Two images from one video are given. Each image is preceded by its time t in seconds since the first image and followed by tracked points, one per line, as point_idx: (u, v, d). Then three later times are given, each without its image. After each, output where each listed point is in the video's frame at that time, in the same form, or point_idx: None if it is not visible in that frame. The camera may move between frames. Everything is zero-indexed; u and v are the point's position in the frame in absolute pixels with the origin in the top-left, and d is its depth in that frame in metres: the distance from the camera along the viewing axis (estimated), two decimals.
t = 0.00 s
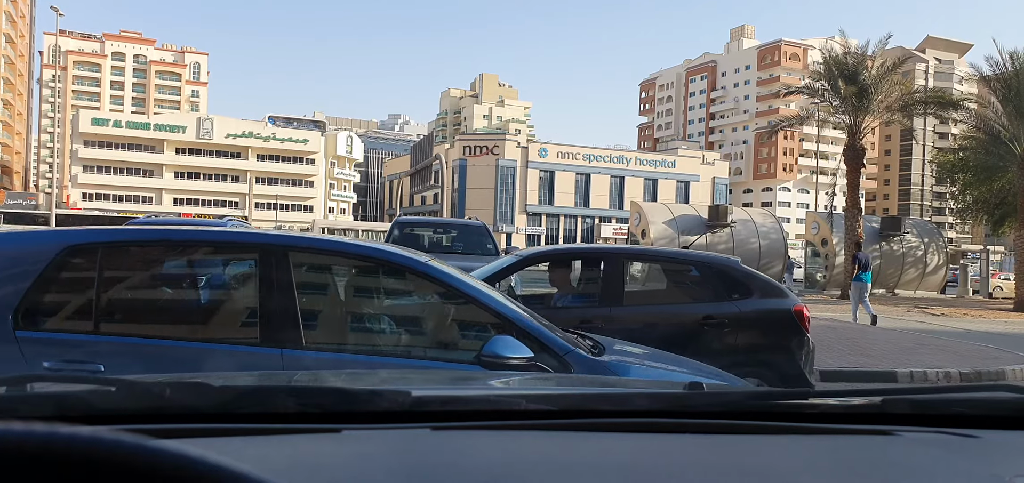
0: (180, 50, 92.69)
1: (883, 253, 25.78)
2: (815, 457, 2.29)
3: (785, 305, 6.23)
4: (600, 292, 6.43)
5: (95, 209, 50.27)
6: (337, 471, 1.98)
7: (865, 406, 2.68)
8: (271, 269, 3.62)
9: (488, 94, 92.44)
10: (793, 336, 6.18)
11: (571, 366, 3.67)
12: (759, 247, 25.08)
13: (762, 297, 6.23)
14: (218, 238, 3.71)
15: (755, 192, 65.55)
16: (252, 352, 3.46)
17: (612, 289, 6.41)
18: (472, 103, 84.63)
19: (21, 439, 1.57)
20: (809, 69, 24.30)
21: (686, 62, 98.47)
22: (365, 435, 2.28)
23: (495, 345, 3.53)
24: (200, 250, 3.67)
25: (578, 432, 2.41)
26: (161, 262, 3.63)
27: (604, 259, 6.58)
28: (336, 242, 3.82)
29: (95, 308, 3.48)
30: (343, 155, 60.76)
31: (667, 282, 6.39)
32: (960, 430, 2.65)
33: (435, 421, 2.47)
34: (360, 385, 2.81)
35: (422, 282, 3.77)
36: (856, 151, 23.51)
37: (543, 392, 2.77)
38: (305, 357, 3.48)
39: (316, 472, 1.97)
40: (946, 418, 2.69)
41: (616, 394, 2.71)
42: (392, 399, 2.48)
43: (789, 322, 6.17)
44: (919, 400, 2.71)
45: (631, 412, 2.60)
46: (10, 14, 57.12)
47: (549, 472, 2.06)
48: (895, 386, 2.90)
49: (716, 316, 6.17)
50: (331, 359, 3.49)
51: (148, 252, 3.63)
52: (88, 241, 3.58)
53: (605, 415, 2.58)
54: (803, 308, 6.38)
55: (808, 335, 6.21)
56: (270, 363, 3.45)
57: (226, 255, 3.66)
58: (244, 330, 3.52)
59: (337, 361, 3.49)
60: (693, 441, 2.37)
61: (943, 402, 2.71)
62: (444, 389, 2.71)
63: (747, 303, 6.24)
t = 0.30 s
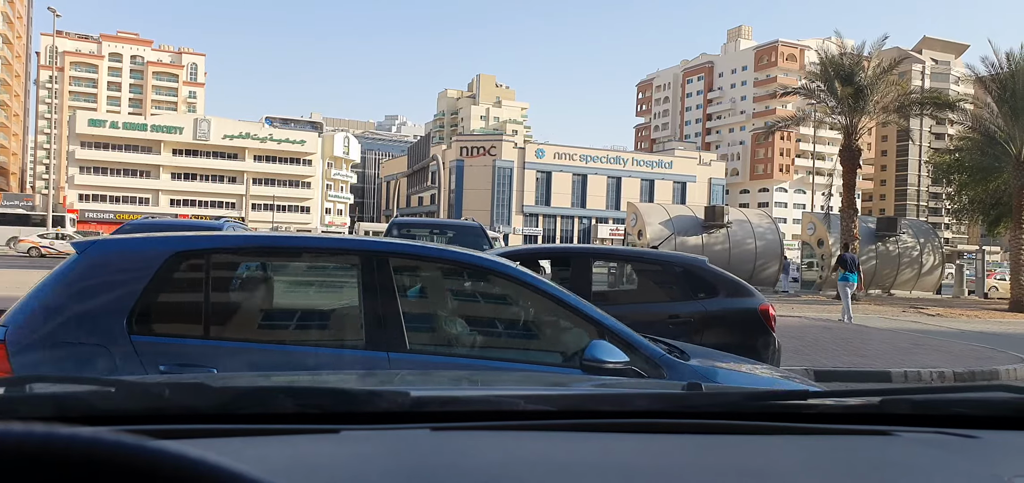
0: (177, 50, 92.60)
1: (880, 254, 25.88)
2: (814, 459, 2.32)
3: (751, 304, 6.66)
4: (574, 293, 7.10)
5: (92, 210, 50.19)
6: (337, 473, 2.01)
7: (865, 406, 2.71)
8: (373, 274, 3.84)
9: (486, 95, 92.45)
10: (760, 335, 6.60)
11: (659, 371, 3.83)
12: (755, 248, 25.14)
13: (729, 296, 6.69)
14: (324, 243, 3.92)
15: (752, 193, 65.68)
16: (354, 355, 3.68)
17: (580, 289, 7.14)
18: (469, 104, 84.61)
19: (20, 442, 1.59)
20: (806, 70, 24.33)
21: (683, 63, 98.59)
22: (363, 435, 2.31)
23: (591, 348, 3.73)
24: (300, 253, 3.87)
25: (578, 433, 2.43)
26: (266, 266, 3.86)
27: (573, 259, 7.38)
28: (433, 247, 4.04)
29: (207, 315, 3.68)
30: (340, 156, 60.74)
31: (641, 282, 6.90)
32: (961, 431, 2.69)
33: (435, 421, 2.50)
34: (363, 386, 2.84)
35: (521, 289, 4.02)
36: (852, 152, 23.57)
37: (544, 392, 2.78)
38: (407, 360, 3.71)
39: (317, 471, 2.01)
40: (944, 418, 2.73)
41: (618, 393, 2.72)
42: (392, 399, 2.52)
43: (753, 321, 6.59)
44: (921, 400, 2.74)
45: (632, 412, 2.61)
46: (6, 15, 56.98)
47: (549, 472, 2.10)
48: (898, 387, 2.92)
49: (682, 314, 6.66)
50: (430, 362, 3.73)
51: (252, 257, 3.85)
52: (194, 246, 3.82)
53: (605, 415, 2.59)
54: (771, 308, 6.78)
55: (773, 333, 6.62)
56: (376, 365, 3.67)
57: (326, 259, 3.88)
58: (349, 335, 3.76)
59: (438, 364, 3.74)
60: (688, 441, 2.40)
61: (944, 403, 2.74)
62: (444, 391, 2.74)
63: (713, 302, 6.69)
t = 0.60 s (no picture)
0: (176, 49, 92.37)
1: (878, 253, 25.89)
2: (816, 460, 2.32)
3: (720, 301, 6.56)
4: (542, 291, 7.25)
5: (90, 209, 50.17)
6: (334, 474, 2.00)
7: (867, 405, 2.71)
8: (481, 276, 3.90)
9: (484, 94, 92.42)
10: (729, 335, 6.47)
11: (763, 371, 3.82)
12: (754, 248, 25.22)
13: (697, 295, 6.61)
14: (368, 246, 3.97)
15: (751, 193, 65.74)
16: (463, 353, 3.71)
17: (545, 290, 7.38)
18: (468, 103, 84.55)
19: (17, 441, 1.57)
20: (805, 70, 24.32)
21: (682, 62, 98.64)
22: (363, 435, 2.31)
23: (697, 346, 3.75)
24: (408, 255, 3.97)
25: (580, 432, 2.43)
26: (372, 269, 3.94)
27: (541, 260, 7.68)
28: (537, 251, 4.10)
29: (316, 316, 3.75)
30: (339, 155, 60.77)
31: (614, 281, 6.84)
32: (963, 431, 2.70)
33: (434, 421, 2.50)
34: (365, 385, 2.85)
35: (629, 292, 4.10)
36: (850, 151, 23.55)
37: (545, 392, 2.77)
38: (518, 360, 3.76)
39: (316, 472, 2.01)
40: (945, 417, 2.73)
41: (618, 393, 2.70)
42: (393, 400, 2.51)
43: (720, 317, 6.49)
44: (922, 401, 2.74)
45: (632, 413, 2.60)
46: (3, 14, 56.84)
47: (553, 473, 2.10)
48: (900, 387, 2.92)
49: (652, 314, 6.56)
50: (541, 363, 3.76)
51: (354, 259, 3.92)
52: (305, 247, 3.89)
53: (607, 415, 2.58)
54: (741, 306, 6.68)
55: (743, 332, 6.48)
56: (484, 365, 3.71)
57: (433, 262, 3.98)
58: (456, 332, 3.80)
59: (548, 364, 3.79)
60: (688, 443, 2.40)
61: (949, 403, 2.75)
62: (446, 390, 2.74)
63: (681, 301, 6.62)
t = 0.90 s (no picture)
0: (173, 50, 92.23)
1: (874, 253, 25.97)
2: (816, 459, 2.34)
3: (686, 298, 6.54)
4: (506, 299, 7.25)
5: (87, 210, 50.14)
6: (334, 475, 2.03)
7: (867, 406, 2.73)
8: (586, 280, 4.08)
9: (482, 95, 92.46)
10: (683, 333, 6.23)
11: (858, 368, 3.96)
12: (751, 248, 25.27)
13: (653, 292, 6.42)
14: (474, 252, 4.13)
15: (748, 193, 65.83)
16: (514, 351, 3.86)
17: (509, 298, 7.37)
18: (466, 103, 84.54)
19: (19, 442, 1.59)
20: (801, 71, 24.37)
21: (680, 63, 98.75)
22: (362, 435, 2.33)
23: (799, 346, 3.94)
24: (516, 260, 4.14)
25: (579, 433, 2.46)
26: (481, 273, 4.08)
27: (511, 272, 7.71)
28: (633, 253, 4.27)
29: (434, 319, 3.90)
30: (337, 156, 60.77)
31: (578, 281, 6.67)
32: (961, 431, 2.73)
33: (434, 421, 2.53)
34: (364, 386, 2.87)
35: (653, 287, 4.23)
36: (847, 152, 23.58)
37: (543, 392, 2.79)
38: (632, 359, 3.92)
39: (318, 471, 2.03)
40: (945, 417, 2.76)
41: (617, 394, 2.73)
42: (392, 400, 2.54)
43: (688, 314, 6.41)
44: (921, 401, 2.77)
45: (631, 413, 2.62)
46: None
47: (554, 473, 2.14)
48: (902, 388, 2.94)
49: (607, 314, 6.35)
50: (651, 362, 3.94)
51: (461, 263, 4.07)
52: (415, 253, 4.05)
53: (605, 415, 2.60)
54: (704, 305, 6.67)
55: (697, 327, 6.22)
56: (596, 365, 3.87)
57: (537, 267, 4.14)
58: (565, 334, 3.96)
59: (659, 363, 3.95)
60: (684, 441, 2.43)
61: (947, 403, 2.78)
62: (444, 390, 2.77)
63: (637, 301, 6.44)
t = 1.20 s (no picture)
0: (170, 49, 92.12)
1: (870, 252, 26.01)
2: (814, 458, 2.36)
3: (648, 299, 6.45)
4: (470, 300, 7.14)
5: (84, 209, 50.11)
6: (336, 475, 2.05)
7: (869, 405, 2.74)
8: (705, 285, 4.06)
9: (480, 94, 92.48)
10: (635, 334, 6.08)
11: (964, 369, 4.06)
12: (747, 247, 25.46)
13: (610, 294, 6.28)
14: (589, 255, 4.09)
15: (745, 192, 65.95)
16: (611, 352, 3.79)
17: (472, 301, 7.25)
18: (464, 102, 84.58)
19: (21, 441, 1.60)
20: (798, 71, 24.42)
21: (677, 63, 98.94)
22: (362, 434, 2.36)
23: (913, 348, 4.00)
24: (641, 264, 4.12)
25: (578, 432, 2.48)
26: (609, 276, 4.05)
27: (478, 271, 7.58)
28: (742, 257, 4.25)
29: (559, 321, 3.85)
30: (334, 155, 60.75)
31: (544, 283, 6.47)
32: (961, 430, 2.75)
33: (433, 420, 2.55)
34: (369, 385, 2.89)
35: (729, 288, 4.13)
36: (844, 151, 23.61)
37: (541, 392, 2.81)
38: (759, 363, 3.91)
39: (318, 472, 2.06)
40: (947, 417, 2.78)
41: (617, 394, 2.75)
42: (393, 399, 2.56)
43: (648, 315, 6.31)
44: (922, 401, 2.79)
45: (630, 412, 2.64)
46: None
47: (556, 473, 2.16)
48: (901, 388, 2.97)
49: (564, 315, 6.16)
50: (779, 366, 3.93)
51: (578, 266, 4.03)
52: (540, 257, 4.01)
53: (604, 415, 2.63)
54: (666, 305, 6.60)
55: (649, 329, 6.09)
56: (720, 368, 3.84)
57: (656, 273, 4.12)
58: (687, 336, 3.92)
59: (782, 368, 3.93)
60: (680, 442, 2.45)
61: (948, 402, 2.80)
62: (444, 390, 2.80)
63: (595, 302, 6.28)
